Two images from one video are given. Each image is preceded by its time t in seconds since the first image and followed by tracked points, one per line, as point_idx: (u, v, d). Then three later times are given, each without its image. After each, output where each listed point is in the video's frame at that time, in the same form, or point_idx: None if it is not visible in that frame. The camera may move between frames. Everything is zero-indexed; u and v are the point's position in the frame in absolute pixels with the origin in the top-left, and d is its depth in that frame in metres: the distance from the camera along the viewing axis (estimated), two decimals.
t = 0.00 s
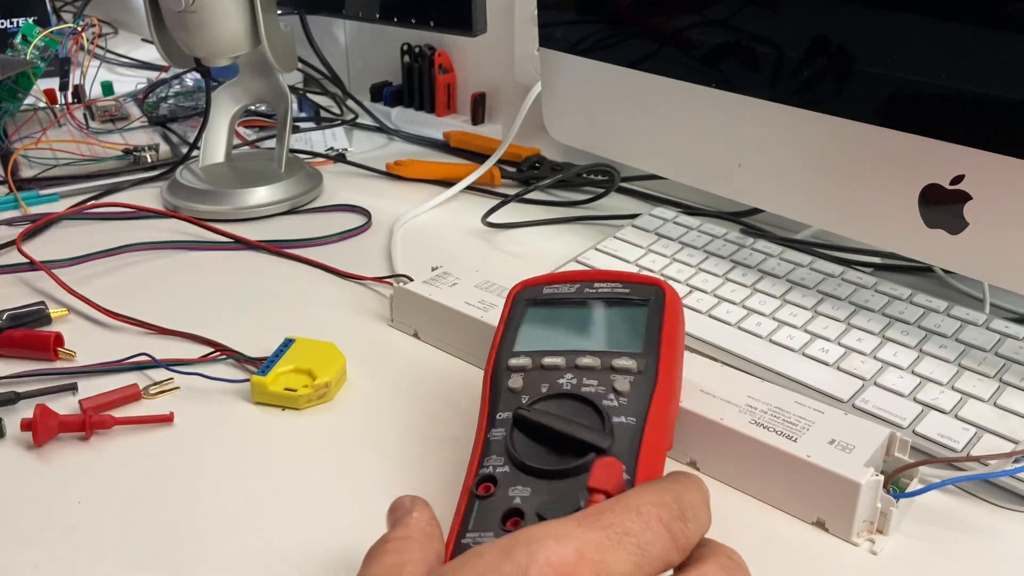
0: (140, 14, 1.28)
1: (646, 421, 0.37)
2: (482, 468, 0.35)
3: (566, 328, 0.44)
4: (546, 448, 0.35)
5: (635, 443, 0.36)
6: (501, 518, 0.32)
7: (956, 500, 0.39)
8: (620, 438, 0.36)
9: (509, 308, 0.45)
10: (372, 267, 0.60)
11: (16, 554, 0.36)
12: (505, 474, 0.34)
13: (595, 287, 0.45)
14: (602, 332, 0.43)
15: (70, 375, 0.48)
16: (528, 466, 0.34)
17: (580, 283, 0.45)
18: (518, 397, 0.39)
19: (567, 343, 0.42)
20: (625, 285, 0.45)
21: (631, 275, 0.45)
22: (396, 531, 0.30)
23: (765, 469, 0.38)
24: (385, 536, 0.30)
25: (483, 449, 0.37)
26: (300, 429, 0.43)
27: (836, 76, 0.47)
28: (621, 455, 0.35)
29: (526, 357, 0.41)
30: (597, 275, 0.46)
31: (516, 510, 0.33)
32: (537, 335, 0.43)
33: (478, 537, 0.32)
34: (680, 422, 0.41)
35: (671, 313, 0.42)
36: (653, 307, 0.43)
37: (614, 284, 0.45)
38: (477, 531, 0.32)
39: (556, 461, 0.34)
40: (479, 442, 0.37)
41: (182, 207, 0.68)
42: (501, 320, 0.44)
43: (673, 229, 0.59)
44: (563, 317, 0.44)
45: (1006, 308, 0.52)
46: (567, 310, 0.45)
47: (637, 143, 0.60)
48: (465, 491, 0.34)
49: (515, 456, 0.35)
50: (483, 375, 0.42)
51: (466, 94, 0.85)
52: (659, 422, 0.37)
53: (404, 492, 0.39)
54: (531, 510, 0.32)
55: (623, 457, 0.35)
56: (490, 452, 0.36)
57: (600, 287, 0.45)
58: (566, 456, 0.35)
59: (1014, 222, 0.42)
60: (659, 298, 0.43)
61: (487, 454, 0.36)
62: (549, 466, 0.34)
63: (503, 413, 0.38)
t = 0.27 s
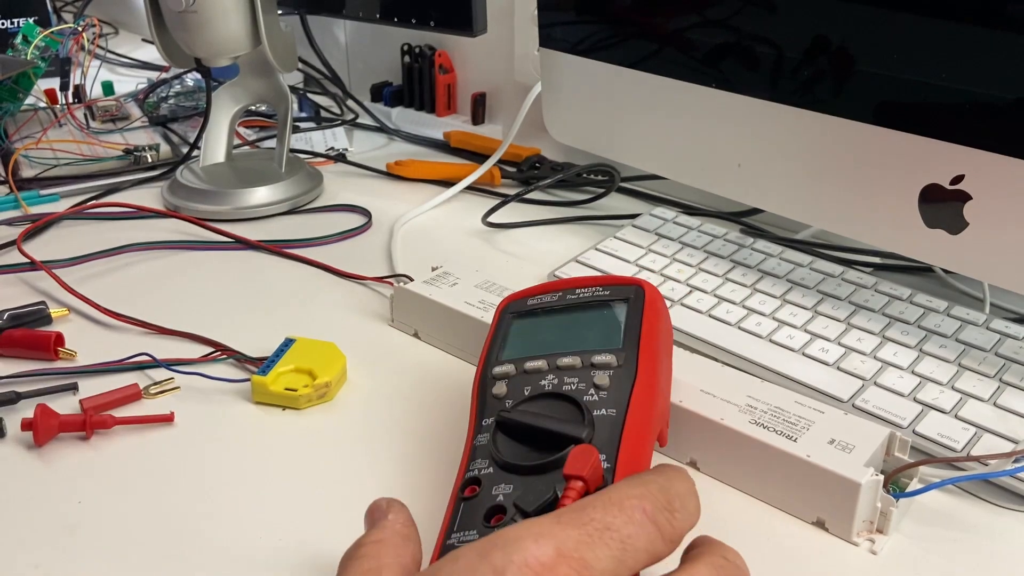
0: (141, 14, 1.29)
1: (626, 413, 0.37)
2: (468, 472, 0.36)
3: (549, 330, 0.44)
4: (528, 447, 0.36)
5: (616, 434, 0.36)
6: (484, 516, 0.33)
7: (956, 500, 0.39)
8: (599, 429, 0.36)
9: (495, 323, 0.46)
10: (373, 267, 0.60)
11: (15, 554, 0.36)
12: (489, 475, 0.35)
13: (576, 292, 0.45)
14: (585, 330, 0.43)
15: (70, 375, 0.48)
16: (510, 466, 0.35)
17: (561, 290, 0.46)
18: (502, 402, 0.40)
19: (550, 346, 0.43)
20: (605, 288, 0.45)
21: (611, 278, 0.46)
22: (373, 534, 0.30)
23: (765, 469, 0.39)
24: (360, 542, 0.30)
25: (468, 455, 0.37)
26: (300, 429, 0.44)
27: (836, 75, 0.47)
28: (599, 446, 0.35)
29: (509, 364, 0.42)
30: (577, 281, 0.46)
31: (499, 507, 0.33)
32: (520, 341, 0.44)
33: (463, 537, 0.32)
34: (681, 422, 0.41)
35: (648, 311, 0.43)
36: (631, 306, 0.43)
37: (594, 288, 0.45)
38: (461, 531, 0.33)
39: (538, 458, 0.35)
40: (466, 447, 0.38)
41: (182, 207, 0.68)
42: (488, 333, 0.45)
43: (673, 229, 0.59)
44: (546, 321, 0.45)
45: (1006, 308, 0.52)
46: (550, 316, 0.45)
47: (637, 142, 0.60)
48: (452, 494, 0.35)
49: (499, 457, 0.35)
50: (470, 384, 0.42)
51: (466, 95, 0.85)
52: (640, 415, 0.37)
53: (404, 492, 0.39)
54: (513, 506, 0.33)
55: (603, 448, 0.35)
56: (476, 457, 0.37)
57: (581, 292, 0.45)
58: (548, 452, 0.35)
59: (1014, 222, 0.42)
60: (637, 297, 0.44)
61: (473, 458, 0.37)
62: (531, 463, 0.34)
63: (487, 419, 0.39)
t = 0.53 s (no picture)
0: (141, 14, 1.29)
1: (624, 412, 0.37)
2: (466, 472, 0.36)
3: (547, 330, 0.44)
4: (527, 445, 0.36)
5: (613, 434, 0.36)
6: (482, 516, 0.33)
7: (956, 500, 0.39)
8: (596, 428, 0.36)
9: (494, 325, 0.46)
10: (373, 267, 0.60)
11: (15, 554, 0.36)
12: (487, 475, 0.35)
13: (574, 292, 0.45)
14: (583, 330, 0.43)
15: (69, 375, 0.48)
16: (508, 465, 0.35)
17: (560, 291, 0.46)
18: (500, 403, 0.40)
19: (547, 346, 0.43)
20: (604, 288, 0.45)
21: (609, 278, 0.46)
22: (231, 494, 0.27)
23: (765, 469, 0.39)
24: (220, 499, 0.27)
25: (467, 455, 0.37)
26: (299, 429, 0.44)
27: (836, 76, 0.47)
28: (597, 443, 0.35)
29: (507, 364, 0.42)
30: (576, 282, 0.46)
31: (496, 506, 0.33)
32: (519, 342, 0.44)
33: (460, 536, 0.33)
34: (681, 422, 0.41)
35: (647, 310, 0.43)
36: (629, 306, 0.43)
37: (593, 288, 0.45)
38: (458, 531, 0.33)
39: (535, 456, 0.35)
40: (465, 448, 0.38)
41: (182, 207, 0.68)
42: (487, 335, 0.45)
43: (673, 229, 0.59)
44: (544, 321, 0.45)
45: (1005, 308, 0.52)
46: (548, 317, 0.45)
47: (637, 143, 0.60)
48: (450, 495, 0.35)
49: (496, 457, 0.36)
50: (469, 385, 0.42)
51: (466, 95, 0.85)
52: (638, 414, 0.37)
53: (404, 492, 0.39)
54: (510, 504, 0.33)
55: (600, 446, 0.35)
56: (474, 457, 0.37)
57: (579, 293, 0.45)
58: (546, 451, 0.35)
59: (1014, 222, 0.42)
60: (635, 297, 0.44)
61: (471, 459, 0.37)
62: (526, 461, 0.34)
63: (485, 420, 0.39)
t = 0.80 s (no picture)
0: (141, 14, 1.29)
1: (619, 411, 0.37)
2: (465, 473, 0.36)
3: (541, 330, 0.44)
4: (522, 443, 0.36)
5: (608, 432, 0.36)
6: (479, 516, 0.33)
7: (956, 500, 0.39)
8: (591, 426, 0.36)
9: (492, 327, 0.46)
10: (373, 267, 0.60)
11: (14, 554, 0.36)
12: (483, 475, 0.35)
13: (570, 293, 0.45)
14: (577, 329, 0.43)
15: (69, 375, 0.48)
16: (503, 464, 0.35)
17: (556, 293, 0.46)
18: (497, 404, 0.40)
19: (543, 348, 0.43)
20: (599, 288, 0.45)
21: (604, 279, 0.46)
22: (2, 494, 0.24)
23: (766, 469, 0.39)
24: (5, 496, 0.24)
25: (465, 456, 0.37)
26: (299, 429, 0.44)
27: (836, 75, 0.47)
28: (592, 442, 0.35)
29: (504, 365, 0.42)
30: (571, 283, 0.46)
31: (491, 506, 0.34)
32: (517, 344, 0.44)
33: (456, 537, 0.33)
34: (681, 422, 0.41)
35: (641, 310, 0.43)
36: (624, 305, 0.43)
37: (589, 288, 0.45)
38: (456, 531, 0.33)
39: (531, 455, 0.35)
40: (463, 450, 0.38)
41: (181, 207, 0.68)
42: (486, 338, 0.45)
43: (673, 230, 0.59)
44: (538, 321, 0.45)
45: (1005, 308, 0.52)
46: (544, 319, 0.45)
47: (637, 143, 0.60)
48: (448, 496, 0.36)
49: (491, 456, 0.36)
50: (467, 387, 0.42)
51: (466, 95, 0.85)
52: (633, 412, 0.37)
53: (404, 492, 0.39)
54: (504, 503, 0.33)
55: (595, 444, 0.35)
56: (472, 457, 0.37)
57: (575, 294, 0.45)
58: (541, 450, 0.35)
59: (1014, 222, 0.42)
60: (630, 296, 0.44)
61: (469, 460, 0.37)
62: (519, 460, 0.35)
63: (482, 421, 0.39)
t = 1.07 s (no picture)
0: (141, 15, 1.29)
1: (619, 411, 0.37)
2: (464, 474, 0.36)
3: (541, 331, 0.44)
4: (523, 443, 0.36)
5: (608, 432, 0.36)
6: (479, 515, 0.33)
7: (956, 500, 0.39)
8: (591, 426, 0.36)
9: (492, 328, 0.46)
10: (373, 267, 0.60)
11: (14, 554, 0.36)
12: (482, 475, 0.35)
13: (570, 294, 0.45)
14: (577, 329, 0.43)
15: (69, 375, 0.48)
16: (503, 465, 0.35)
17: (555, 293, 0.46)
18: (496, 404, 0.40)
19: (543, 348, 0.43)
20: (599, 288, 0.45)
21: (604, 279, 0.46)
22: None
23: (766, 469, 0.39)
24: None
25: (465, 457, 0.37)
26: (299, 429, 0.44)
27: (836, 76, 0.47)
28: (592, 442, 0.35)
29: (504, 366, 0.42)
30: (570, 283, 0.46)
31: (491, 506, 0.34)
32: (516, 344, 0.44)
33: (456, 537, 0.33)
34: (682, 422, 0.41)
35: (641, 310, 0.43)
36: (624, 306, 0.43)
37: (588, 288, 0.45)
38: (455, 531, 0.33)
39: (531, 455, 0.35)
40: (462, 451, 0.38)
41: (181, 208, 0.68)
42: (486, 339, 0.45)
43: (673, 230, 0.59)
44: (538, 322, 0.45)
45: (1005, 308, 0.52)
46: (543, 319, 0.45)
47: (637, 143, 0.60)
48: (448, 496, 0.36)
49: (491, 456, 0.36)
50: (467, 387, 0.42)
51: (466, 95, 0.85)
52: (633, 412, 0.37)
53: (404, 492, 0.39)
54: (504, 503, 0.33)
55: (595, 443, 0.35)
56: (471, 458, 0.37)
57: (575, 294, 0.45)
58: (541, 450, 0.35)
59: (1014, 222, 0.42)
60: (630, 297, 0.44)
61: (469, 460, 0.37)
62: (518, 461, 0.35)
63: (482, 422, 0.39)
